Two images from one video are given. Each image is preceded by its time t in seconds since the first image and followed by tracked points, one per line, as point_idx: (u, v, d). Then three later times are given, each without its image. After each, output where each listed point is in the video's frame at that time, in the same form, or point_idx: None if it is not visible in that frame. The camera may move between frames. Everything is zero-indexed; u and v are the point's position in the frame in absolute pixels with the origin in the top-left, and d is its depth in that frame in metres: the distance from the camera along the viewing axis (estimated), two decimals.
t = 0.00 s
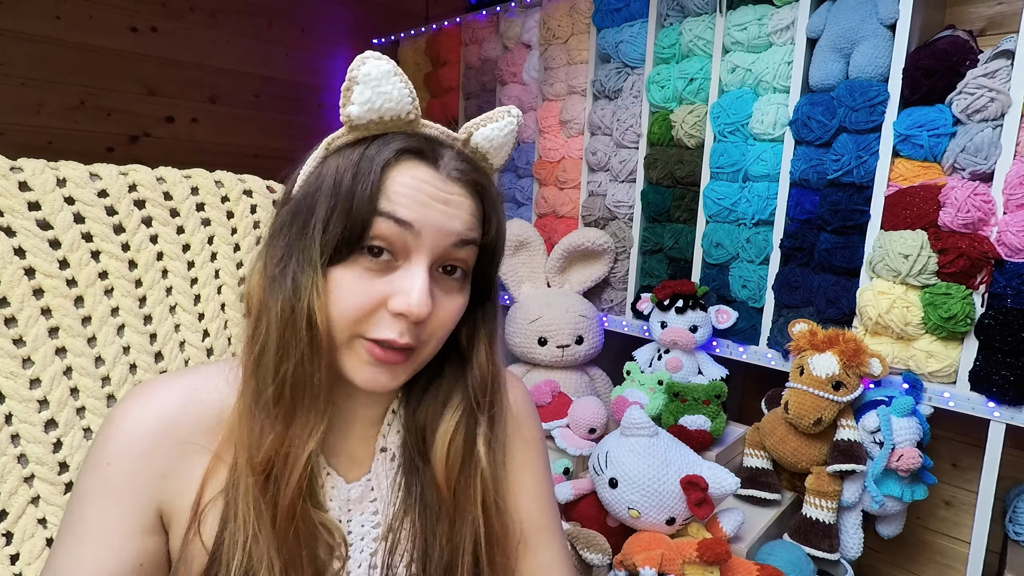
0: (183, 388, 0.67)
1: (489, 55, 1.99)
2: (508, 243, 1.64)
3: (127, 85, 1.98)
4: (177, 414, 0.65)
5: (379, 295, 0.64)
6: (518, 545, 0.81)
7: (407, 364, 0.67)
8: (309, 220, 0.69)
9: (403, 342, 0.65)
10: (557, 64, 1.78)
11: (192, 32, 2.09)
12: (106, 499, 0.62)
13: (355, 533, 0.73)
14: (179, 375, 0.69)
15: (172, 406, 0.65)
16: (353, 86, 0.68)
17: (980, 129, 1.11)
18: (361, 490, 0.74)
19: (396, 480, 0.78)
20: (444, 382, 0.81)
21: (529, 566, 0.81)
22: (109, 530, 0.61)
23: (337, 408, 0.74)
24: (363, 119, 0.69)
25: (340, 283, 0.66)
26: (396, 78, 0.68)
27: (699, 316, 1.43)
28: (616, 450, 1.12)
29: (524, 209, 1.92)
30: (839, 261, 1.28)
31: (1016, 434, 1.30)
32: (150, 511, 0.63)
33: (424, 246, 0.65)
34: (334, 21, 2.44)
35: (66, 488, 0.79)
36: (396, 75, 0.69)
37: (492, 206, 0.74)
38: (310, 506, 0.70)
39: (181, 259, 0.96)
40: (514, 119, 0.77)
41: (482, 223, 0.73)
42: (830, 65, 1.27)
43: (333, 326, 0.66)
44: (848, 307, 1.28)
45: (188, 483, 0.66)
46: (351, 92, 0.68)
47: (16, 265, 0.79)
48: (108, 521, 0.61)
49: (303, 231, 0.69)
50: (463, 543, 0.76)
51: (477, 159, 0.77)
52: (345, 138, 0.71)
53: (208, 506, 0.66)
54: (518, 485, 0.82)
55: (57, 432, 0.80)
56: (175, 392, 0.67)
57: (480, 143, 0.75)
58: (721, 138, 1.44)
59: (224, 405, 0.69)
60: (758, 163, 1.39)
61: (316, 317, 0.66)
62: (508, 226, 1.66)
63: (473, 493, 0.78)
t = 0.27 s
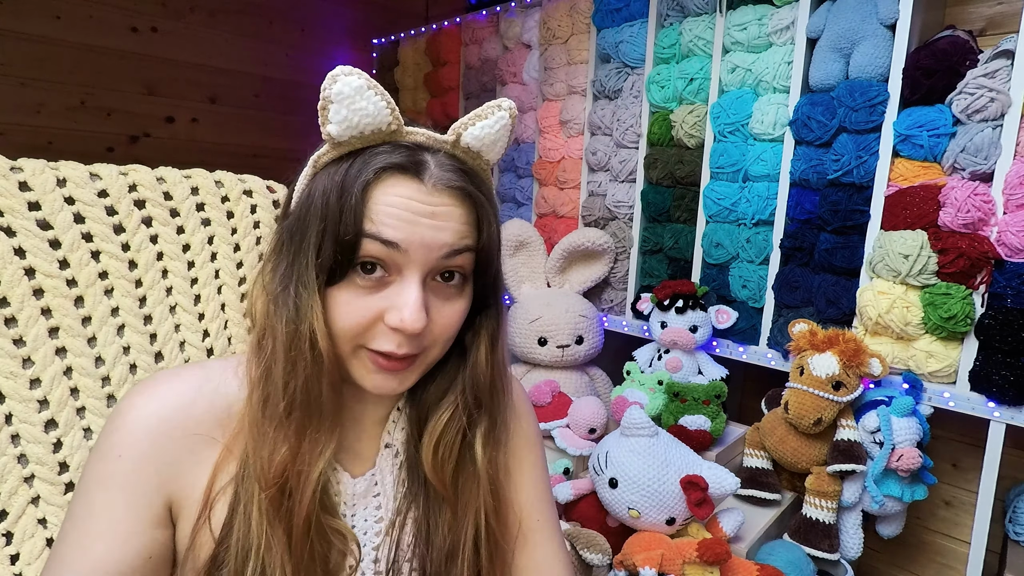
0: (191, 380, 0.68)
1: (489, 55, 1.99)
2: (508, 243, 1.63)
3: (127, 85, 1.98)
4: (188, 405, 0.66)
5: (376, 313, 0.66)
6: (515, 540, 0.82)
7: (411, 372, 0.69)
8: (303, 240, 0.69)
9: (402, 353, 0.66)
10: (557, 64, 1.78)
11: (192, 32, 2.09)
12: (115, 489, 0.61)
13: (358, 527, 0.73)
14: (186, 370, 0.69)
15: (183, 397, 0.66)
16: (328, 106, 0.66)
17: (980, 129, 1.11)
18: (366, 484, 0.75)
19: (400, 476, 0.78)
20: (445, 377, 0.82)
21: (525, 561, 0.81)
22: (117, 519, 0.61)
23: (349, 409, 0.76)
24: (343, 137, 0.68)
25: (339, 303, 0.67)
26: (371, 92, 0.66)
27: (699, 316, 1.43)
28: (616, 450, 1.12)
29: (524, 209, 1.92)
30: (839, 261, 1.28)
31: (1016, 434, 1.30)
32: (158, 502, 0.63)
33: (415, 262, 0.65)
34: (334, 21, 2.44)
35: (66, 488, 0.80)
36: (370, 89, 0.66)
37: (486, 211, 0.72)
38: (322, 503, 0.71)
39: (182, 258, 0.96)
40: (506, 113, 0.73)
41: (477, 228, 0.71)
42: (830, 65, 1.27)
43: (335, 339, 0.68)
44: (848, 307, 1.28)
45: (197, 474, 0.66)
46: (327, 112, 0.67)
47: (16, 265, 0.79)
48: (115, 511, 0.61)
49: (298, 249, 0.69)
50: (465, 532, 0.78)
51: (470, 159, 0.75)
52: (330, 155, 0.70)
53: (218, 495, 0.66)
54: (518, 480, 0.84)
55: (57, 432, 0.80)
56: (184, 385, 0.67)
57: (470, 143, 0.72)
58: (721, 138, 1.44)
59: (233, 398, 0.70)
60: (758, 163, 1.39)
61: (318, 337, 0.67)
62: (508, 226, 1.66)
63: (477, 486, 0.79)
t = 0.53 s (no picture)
0: (193, 379, 0.68)
1: (489, 55, 1.99)
2: (508, 243, 1.63)
3: (127, 85, 1.98)
4: (190, 404, 0.66)
5: (376, 310, 0.65)
6: (515, 540, 0.81)
7: (411, 369, 0.69)
8: (303, 239, 0.69)
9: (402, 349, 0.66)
10: (557, 64, 1.78)
11: (192, 32, 2.09)
12: (118, 488, 0.61)
13: (360, 527, 0.74)
14: (188, 369, 0.69)
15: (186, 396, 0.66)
16: (328, 105, 0.66)
17: (980, 129, 1.11)
18: (367, 484, 0.75)
19: (402, 477, 0.78)
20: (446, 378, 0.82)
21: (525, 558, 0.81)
22: (119, 518, 0.61)
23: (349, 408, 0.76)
24: (343, 137, 0.68)
25: (339, 300, 0.67)
26: (371, 91, 0.66)
27: (699, 316, 1.43)
28: (616, 450, 1.12)
29: (524, 209, 1.92)
30: (839, 261, 1.28)
31: (1016, 434, 1.30)
32: (161, 501, 0.63)
33: (414, 260, 0.65)
34: (334, 21, 2.44)
35: (66, 488, 0.79)
36: (370, 89, 0.66)
37: (485, 209, 0.72)
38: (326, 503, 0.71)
39: (182, 258, 0.96)
40: (505, 112, 0.73)
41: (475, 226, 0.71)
42: (830, 65, 1.27)
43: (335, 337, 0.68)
44: (848, 307, 1.28)
45: (200, 473, 0.66)
46: (327, 110, 0.67)
47: (16, 265, 0.79)
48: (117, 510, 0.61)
49: (299, 248, 0.69)
50: (466, 530, 0.78)
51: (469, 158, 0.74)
52: (330, 155, 0.70)
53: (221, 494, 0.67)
54: (518, 479, 0.83)
55: (57, 432, 0.79)
56: (186, 384, 0.67)
57: (469, 143, 0.72)
58: (721, 138, 1.44)
59: (236, 397, 0.70)
60: (758, 163, 1.39)
61: (318, 336, 0.67)
62: (508, 226, 1.66)
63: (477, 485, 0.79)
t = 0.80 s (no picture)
0: (192, 384, 0.67)
1: (489, 55, 1.99)
2: (508, 243, 1.63)
3: (127, 85, 1.98)
4: (189, 412, 0.65)
5: (379, 289, 0.64)
6: (516, 544, 0.81)
7: (419, 354, 0.67)
8: (301, 232, 0.69)
9: (408, 327, 0.65)
10: (557, 64, 1.78)
11: (192, 32, 2.09)
12: (115, 498, 0.61)
13: (359, 536, 0.74)
14: (189, 372, 0.68)
15: (184, 403, 0.65)
16: (319, 97, 0.69)
17: (980, 129, 1.11)
18: (368, 494, 0.74)
19: (401, 485, 0.78)
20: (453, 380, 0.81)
21: (525, 561, 0.81)
22: (117, 525, 0.61)
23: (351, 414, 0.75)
24: (336, 127, 0.70)
25: (339, 283, 0.66)
26: (359, 80, 0.69)
27: (699, 316, 1.43)
28: (616, 450, 1.12)
29: (524, 209, 1.92)
30: (839, 261, 1.28)
31: (1016, 434, 1.30)
32: (159, 510, 0.63)
33: (414, 232, 0.65)
34: (334, 21, 2.44)
35: (66, 488, 0.79)
36: (358, 79, 0.69)
37: (480, 188, 0.73)
38: (327, 514, 0.70)
39: (182, 259, 0.96)
40: (488, 100, 0.76)
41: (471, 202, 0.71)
42: (830, 65, 1.27)
43: (339, 323, 0.66)
44: (848, 307, 1.28)
45: (198, 482, 0.66)
46: (319, 103, 0.69)
47: (16, 265, 0.79)
48: (114, 518, 0.61)
49: (297, 241, 0.69)
50: (467, 536, 0.78)
51: (459, 145, 0.76)
52: (325, 150, 0.72)
53: (219, 507, 0.66)
54: (519, 484, 0.83)
55: (57, 432, 0.80)
56: (185, 389, 0.66)
57: (456, 129, 0.74)
58: (721, 138, 1.44)
59: (236, 403, 0.69)
60: (758, 163, 1.39)
61: (318, 321, 0.66)
62: (508, 226, 1.66)
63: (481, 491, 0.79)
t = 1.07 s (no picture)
0: (184, 393, 0.65)
1: (489, 55, 1.99)
2: (508, 243, 1.63)
3: (127, 85, 1.98)
4: (179, 427, 0.63)
5: (371, 263, 0.62)
6: (521, 551, 0.81)
7: (416, 339, 0.64)
8: (292, 217, 0.68)
9: (402, 305, 0.62)
10: (557, 64, 1.78)
11: (191, 32, 2.09)
12: (104, 515, 0.60)
13: (357, 551, 0.72)
14: (180, 379, 0.66)
15: (174, 416, 0.63)
16: (321, 89, 0.70)
17: (980, 129, 1.11)
18: (365, 509, 0.72)
19: (400, 498, 0.76)
20: (461, 387, 0.79)
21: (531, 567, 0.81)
22: (106, 543, 0.60)
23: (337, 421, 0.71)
24: (336, 118, 0.70)
25: (330, 259, 0.64)
26: (360, 75, 0.70)
27: (699, 316, 1.43)
28: (616, 450, 1.12)
29: (524, 209, 1.92)
30: (839, 261, 1.28)
31: (1016, 434, 1.30)
32: (149, 528, 0.62)
33: (410, 209, 0.65)
34: (334, 21, 2.44)
35: (66, 488, 0.79)
36: (360, 74, 0.70)
37: (476, 180, 0.73)
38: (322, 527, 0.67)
39: (182, 259, 0.96)
40: (483, 104, 0.77)
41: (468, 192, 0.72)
42: (830, 65, 1.27)
43: (329, 303, 0.63)
44: (848, 307, 1.28)
45: (190, 497, 0.64)
46: (320, 95, 0.70)
47: (16, 265, 0.79)
48: (104, 537, 0.60)
49: (287, 228, 0.69)
50: (471, 549, 0.76)
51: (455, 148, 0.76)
52: (321, 143, 0.72)
53: (211, 528, 0.64)
54: (524, 494, 0.82)
55: (57, 432, 0.79)
56: (175, 401, 0.64)
57: (454, 128, 0.74)
58: (721, 138, 1.44)
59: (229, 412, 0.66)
60: (758, 163, 1.39)
61: (307, 300, 0.64)
62: (508, 226, 1.66)
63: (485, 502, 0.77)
